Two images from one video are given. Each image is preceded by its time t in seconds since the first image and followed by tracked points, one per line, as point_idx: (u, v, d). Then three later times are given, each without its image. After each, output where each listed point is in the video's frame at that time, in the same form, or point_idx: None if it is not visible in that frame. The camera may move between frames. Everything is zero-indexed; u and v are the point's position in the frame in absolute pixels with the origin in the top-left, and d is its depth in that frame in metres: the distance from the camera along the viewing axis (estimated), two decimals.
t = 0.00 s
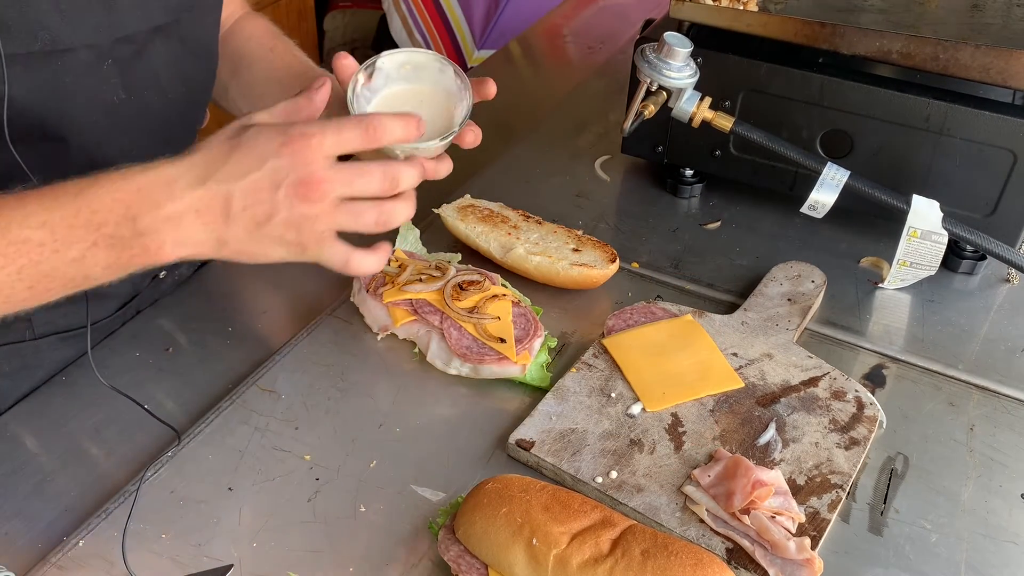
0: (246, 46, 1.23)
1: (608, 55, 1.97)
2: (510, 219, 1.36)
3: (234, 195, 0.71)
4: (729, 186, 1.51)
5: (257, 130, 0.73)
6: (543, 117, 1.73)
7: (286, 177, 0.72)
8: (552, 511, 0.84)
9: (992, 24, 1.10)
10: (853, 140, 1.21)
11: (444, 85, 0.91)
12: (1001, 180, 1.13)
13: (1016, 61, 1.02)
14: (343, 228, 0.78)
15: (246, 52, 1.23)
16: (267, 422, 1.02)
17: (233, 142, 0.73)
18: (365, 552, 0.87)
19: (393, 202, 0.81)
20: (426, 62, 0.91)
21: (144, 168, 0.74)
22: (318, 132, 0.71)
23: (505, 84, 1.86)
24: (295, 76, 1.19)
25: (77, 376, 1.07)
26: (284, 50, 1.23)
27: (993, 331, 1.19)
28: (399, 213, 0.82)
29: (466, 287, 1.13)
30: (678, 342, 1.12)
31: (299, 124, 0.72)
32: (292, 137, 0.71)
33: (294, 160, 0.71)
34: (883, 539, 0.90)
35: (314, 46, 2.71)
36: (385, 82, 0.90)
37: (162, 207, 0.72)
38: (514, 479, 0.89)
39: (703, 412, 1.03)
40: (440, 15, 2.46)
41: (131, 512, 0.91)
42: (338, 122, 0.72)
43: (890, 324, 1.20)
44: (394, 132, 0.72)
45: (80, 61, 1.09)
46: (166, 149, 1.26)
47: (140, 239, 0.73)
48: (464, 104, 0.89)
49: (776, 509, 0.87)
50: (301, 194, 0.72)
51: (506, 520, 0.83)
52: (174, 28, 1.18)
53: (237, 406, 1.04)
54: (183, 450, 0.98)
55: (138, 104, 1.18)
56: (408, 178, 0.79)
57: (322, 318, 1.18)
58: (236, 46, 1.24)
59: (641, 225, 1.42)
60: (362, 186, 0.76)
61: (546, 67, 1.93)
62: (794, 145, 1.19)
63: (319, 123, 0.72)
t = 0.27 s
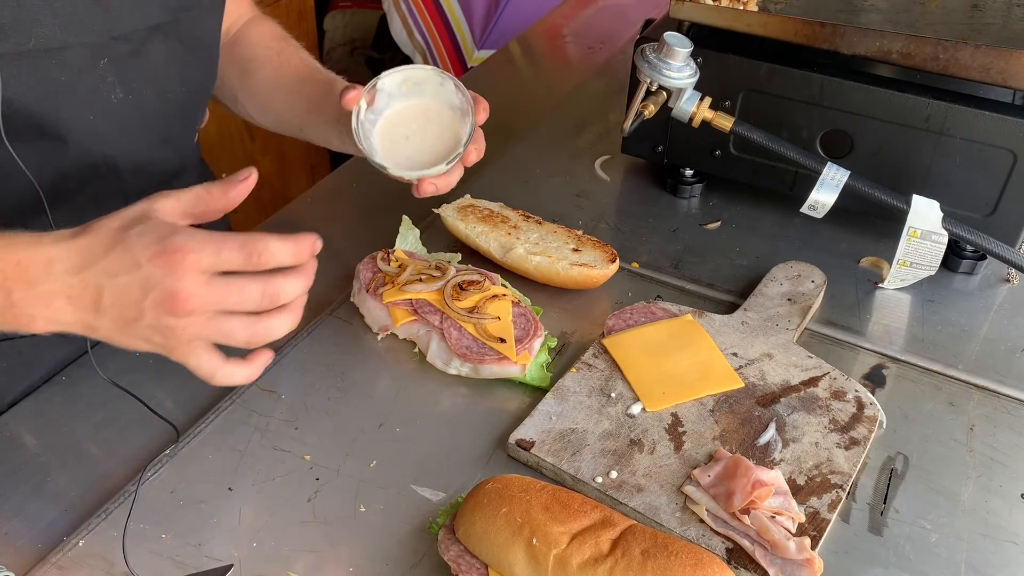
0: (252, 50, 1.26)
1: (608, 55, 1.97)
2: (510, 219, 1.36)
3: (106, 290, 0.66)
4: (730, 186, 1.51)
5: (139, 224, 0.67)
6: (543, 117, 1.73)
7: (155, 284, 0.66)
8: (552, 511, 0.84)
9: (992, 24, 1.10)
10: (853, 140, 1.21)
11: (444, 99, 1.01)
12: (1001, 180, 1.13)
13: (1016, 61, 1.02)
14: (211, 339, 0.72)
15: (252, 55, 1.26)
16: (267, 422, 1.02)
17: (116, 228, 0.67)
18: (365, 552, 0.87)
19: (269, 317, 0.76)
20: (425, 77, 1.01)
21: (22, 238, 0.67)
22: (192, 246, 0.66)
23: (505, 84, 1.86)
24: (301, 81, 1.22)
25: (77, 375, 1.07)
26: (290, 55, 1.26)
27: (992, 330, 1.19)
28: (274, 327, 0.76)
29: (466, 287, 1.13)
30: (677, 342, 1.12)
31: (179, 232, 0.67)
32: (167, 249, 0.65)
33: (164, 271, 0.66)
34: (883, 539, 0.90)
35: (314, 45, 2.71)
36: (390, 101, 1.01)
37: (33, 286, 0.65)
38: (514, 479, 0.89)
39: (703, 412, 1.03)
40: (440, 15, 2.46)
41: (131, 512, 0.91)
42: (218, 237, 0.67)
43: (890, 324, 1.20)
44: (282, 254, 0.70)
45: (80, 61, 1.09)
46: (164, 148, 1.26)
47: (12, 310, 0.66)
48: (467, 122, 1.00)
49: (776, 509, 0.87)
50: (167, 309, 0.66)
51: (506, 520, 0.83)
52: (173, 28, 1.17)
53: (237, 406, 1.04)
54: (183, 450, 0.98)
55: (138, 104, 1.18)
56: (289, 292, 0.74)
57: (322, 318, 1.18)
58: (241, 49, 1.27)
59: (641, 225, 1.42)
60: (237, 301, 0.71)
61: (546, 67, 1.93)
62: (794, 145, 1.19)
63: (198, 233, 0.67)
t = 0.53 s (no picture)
0: (280, 35, 1.35)
1: (608, 55, 1.97)
2: (510, 219, 1.36)
3: (58, 327, 0.69)
4: (730, 186, 1.51)
5: (97, 264, 0.70)
6: (543, 117, 1.73)
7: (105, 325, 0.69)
8: (552, 511, 0.84)
9: (992, 24, 1.10)
10: (853, 140, 1.21)
11: (441, 122, 1.03)
12: (1001, 180, 1.13)
13: (1016, 61, 1.01)
14: (157, 381, 0.75)
15: (280, 42, 1.35)
16: (267, 422, 1.02)
17: (76, 265, 0.70)
18: (365, 552, 0.87)
19: (216, 363, 0.78)
20: (421, 102, 1.03)
21: None
22: (144, 292, 0.69)
23: (505, 84, 1.86)
24: (324, 70, 1.34)
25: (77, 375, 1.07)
26: (314, 42, 1.36)
27: (993, 331, 1.19)
28: (220, 374, 0.78)
29: (466, 287, 1.13)
30: (677, 342, 1.12)
31: (131, 277, 0.69)
32: (118, 294, 0.68)
33: (114, 314, 0.68)
34: (883, 539, 0.90)
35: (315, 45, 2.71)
36: (389, 126, 1.03)
37: None
38: (514, 479, 0.89)
39: (703, 413, 1.03)
40: (440, 14, 2.46)
41: (131, 511, 0.91)
42: (171, 285, 0.71)
43: (890, 324, 1.20)
44: (231, 302, 0.74)
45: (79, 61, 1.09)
46: (163, 147, 1.26)
47: None
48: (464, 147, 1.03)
49: (776, 509, 0.87)
50: (114, 350, 0.69)
51: (505, 520, 0.83)
52: (169, 25, 1.18)
53: (236, 406, 1.04)
54: (183, 450, 0.98)
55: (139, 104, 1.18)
56: (236, 339, 0.77)
57: (322, 318, 1.18)
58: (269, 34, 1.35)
59: (641, 225, 1.42)
60: (186, 348, 0.73)
61: (546, 67, 1.93)
62: (794, 145, 1.19)
63: (151, 279, 0.70)
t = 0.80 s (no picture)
0: (297, 27, 1.37)
1: (608, 55, 1.97)
2: (510, 219, 1.36)
3: (31, 343, 0.70)
4: (730, 186, 1.51)
5: (79, 284, 0.72)
6: (543, 117, 1.73)
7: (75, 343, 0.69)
8: (552, 511, 0.84)
9: (992, 24, 1.10)
10: (853, 140, 1.21)
11: (444, 141, 1.02)
12: (1001, 180, 1.13)
13: (1016, 62, 1.01)
14: (122, 404, 0.73)
15: (297, 35, 1.37)
16: (267, 422, 1.02)
17: (59, 283, 0.72)
18: (365, 552, 0.87)
19: (186, 390, 0.76)
20: (422, 120, 1.02)
21: None
22: (117, 313, 0.69)
23: (505, 84, 1.86)
24: (338, 67, 1.35)
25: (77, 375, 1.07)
26: (332, 38, 1.39)
27: (993, 331, 1.19)
28: (190, 401, 0.76)
29: (466, 287, 1.13)
30: (677, 342, 1.12)
31: (107, 298, 0.70)
32: (92, 313, 0.69)
33: (86, 333, 0.69)
34: (883, 539, 0.90)
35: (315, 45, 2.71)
36: (392, 145, 1.03)
37: None
38: (514, 479, 0.89)
39: (703, 413, 1.03)
40: (440, 15, 2.46)
41: (131, 511, 0.91)
42: (146, 309, 0.71)
43: (890, 324, 1.20)
44: (205, 328, 0.74)
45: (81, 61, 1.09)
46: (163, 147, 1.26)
47: None
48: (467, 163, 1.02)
49: (776, 509, 0.87)
50: (81, 370, 0.69)
51: (506, 520, 0.83)
52: (172, 25, 1.18)
53: (236, 406, 1.04)
54: (183, 450, 0.98)
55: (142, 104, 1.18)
56: (207, 367, 0.76)
57: (322, 318, 1.18)
58: (287, 27, 1.38)
59: (641, 225, 1.42)
60: (154, 372, 0.72)
61: (546, 67, 1.93)
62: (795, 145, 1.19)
63: (127, 302, 0.71)
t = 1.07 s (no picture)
0: (305, 31, 1.37)
1: (608, 55, 1.97)
2: (510, 219, 1.36)
3: None
4: (730, 186, 1.51)
5: (27, 306, 0.68)
6: (543, 117, 1.73)
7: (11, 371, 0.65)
8: (553, 512, 0.84)
9: (992, 24, 1.10)
10: (853, 139, 1.21)
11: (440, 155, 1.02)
12: (1001, 180, 1.13)
13: (1017, 62, 1.01)
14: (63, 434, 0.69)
15: (306, 38, 1.37)
16: (267, 422, 1.02)
17: (7, 304, 0.68)
18: (365, 552, 0.87)
19: (130, 422, 0.71)
20: (421, 133, 1.01)
21: None
22: (61, 342, 0.65)
23: (505, 84, 1.86)
24: (344, 73, 1.36)
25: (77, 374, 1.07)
26: (339, 42, 1.39)
27: (993, 330, 1.19)
28: (134, 434, 0.71)
29: (466, 287, 1.13)
30: (677, 342, 1.12)
31: (53, 324, 0.66)
32: (35, 340, 0.65)
33: (27, 361, 0.64)
34: (883, 539, 0.90)
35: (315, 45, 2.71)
36: (390, 157, 1.03)
37: None
38: (514, 479, 0.89)
39: (703, 413, 1.03)
40: (440, 15, 2.46)
41: (131, 511, 0.91)
42: (93, 339, 0.67)
43: (890, 324, 1.20)
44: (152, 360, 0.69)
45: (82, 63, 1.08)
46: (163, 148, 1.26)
47: None
48: (462, 177, 1.01)
49: (776, 509, 0.87)
50: (20, 399, 0.65)
51: (506, 520, 0.83)
52: (178, 27, 1.18)
53: (236, 406, 1.04)
54: (183, 450, 0.97)
55: (144, 104, 1.17)
56: (153, 400, 0.71)
57: (322, 318, 1.18)
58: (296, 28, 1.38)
59: (641, 225, 1.42)
60: (96, 403, 0.68)
61: (547, 68, 1.93)
62: (794, 145, 1.19)
63: (74, 331, 0.67)
